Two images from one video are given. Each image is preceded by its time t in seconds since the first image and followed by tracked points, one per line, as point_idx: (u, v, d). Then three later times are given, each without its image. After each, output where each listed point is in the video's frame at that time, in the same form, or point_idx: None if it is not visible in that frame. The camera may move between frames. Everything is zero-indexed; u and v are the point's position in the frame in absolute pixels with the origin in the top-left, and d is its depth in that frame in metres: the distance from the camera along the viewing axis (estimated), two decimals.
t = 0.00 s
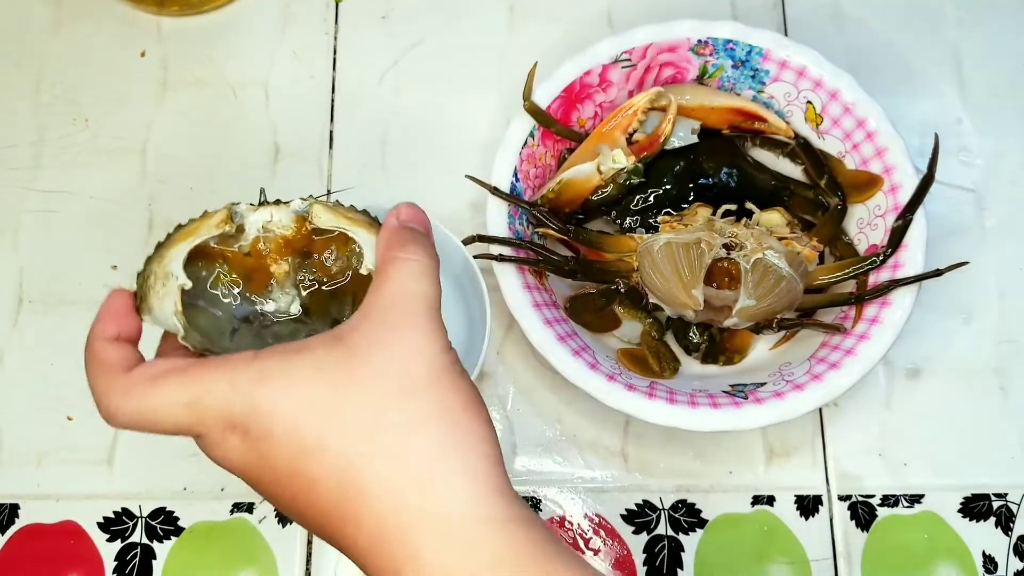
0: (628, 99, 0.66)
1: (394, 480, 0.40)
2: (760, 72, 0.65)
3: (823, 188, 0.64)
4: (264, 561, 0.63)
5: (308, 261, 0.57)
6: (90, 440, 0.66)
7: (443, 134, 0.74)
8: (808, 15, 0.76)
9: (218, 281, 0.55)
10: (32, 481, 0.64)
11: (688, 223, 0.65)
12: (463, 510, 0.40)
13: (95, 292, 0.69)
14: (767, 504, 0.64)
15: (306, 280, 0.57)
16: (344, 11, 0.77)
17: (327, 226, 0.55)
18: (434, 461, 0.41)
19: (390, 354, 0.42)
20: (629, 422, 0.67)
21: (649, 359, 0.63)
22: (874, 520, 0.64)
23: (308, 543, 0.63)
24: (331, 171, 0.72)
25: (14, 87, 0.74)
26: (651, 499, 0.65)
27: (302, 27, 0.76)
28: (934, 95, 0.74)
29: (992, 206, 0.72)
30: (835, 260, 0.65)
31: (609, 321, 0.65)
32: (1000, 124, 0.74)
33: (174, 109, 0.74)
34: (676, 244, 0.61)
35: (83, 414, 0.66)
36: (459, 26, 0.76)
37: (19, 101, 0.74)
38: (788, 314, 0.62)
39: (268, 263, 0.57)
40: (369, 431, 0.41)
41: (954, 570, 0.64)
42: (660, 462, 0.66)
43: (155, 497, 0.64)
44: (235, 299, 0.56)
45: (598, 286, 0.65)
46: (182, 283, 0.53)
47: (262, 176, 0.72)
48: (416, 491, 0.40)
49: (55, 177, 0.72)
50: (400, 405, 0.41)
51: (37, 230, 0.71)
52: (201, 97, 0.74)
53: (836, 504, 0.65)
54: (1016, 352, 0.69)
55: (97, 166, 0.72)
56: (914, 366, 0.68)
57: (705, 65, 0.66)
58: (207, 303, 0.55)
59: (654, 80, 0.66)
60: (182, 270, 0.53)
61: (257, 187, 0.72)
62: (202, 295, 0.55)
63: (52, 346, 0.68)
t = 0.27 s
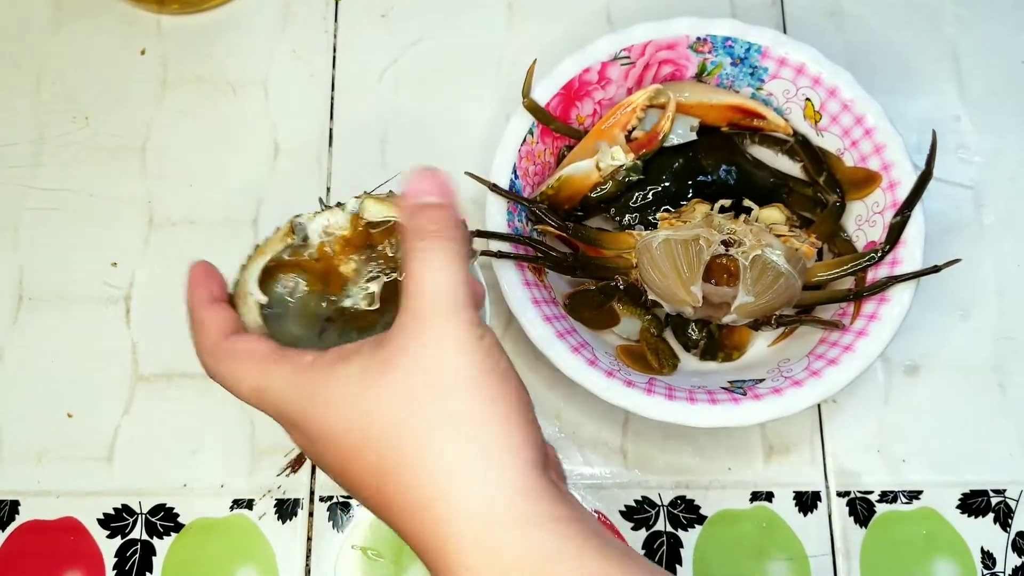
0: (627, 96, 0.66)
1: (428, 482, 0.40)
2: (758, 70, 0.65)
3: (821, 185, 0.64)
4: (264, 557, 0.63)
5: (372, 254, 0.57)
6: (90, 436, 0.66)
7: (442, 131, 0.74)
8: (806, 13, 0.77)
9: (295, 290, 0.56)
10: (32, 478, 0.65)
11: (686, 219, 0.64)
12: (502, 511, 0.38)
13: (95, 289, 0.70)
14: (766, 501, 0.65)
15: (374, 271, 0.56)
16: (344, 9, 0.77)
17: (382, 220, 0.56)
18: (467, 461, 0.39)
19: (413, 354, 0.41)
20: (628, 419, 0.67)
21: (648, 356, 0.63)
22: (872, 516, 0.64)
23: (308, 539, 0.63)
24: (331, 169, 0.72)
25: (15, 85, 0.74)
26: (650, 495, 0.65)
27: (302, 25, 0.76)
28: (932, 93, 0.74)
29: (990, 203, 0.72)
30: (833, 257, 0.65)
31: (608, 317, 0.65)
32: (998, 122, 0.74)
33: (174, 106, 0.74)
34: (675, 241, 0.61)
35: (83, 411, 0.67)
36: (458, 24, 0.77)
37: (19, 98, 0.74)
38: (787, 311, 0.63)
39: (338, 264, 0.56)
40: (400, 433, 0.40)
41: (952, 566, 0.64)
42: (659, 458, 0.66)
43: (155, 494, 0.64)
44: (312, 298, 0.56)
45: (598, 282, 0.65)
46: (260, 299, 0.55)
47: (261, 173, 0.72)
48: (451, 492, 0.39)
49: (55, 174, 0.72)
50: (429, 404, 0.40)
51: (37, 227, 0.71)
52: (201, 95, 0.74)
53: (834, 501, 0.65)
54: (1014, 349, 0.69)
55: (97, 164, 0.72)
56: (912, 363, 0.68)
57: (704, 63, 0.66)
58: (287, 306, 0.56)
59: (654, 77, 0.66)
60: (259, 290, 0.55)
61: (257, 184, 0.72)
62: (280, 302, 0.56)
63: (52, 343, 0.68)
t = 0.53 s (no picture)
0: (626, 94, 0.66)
1: (418, 506, 0.37)
2: (758, 68, 0.65)
3: (820, 183, 0.65)
4: (264, 554, 0.63)
5: (367, 232, 0.55)
6: (90, 434, 0.66)
7: (441, 130, 0.74)
8: (805, 12, 0.77)
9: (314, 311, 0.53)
10: (32, 475, 0.65)
11: (685, 217, 0.64)
12: (502, 509, 0.35)
13: (95, 287, 0.70)
14: (764, 498, 0.65)
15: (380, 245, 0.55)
16: (343, 8, 0.77)
17: (360, 190, 0.55)
18: (446, 469, 0.36)
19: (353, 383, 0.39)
20: (627, 416, 0.67)
21: (647, 353, 0.63)
22: (871, 513, 0.65)
23: (307, 536, 0.63)
24: (331, 167, 0.73)
25: (15, 83, 0.74)
26: (648, 492, 0.65)
27: (301, 23, 0.76)
28: (930, 91, 0.75)
29: (988, 200, 0.72)
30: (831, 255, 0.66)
31: (607, 315, 0.65)
32: (996, 120, 0.74)
33: (174, 105, 0.74)
34: (674, 239, 0.62)
35: (83, 409, 0.67)
36: (457, 23, 0.77)
37: (19, 97, 0.74)
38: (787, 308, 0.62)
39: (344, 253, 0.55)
40: (366, 460, 0.38)
41: (950, 563, 0.64)
42: (657, 456, 0.66)
43: (155, 492, 0.64)
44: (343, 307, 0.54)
45: (597, 279, 0.65)
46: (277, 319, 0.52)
47: (261, 172, 0.72)
48: (445, 509, 0.36)
49: (55, 172, 0.72)
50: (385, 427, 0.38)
51: (37, 226, 0.71)
52: (200, 94, 0.74)
53: (832, 498, 0.65)
54: (1012, 347, 0.69)
55: (96, 162, 0.73)
56: (911, 360, 0.69)
57: (702, 61, 0.66)
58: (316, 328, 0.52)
59: (653, 75, 0.67)
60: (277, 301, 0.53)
61: (257, 183, 0.72)
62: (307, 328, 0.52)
63: (52, 341, 0.68)
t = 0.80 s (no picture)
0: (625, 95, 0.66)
1: (392, 513, 0.38)
2: (756, 68, 0.65)
3: (819, 183, 0.65)
4: (264, 554, 0.63)
5: (339, 207, 0.55)
6: (89, 434, 0.66)
7: (440, 131, 0.74)
8: (803, 13, 0.77)
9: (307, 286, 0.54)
10: (31, 476, 0.65)
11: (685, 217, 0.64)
12: (478, 521, 0.37)
13: (94, 288, 0.70)
14: (763, 498, 0.65)
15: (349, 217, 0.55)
16: (342, 8, 0.77)
17: (326, 165, 0.55)
18: (418, 479, 0.38)
19: (324, 389, 0.39)
20: (626, 416, 0.67)
21: (646, 353, 0.63)
22: (870, 513, 0.65)
23: (307, 536, 0.63)
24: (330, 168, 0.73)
25: (14, 84, 0.74)
26: (648, 492, 0.65)
27: (300, 24, 0.77)
28: (929, 91, 0.75)
29: (987, 200, 0.72)
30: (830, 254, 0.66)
31: (606, 315, 0.65)
32: (994, 120, 0.74)
33: (173, 105, 0.74)
34: (672, 239, 0.62)
35: (82, 409, 0.67)
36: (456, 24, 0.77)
37: (19, 98, 0.74)
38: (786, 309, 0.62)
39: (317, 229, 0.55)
40: (345, 470, 0.39)
41: (950, 562, 0.64)
42: (657, 455, 0.66)
43: (155, 492, 0.64)
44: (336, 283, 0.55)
45: (597, 280, 0.65)
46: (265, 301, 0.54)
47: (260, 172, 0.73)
48: (417, 518, 0.38)
49: (54, 173, 0.72)
50: (358, 437, 0.39)
51: (37, 226, 0.71)
52: (200, 94, 0.75)
53: (832, 497, 0.65)
54: (1011, 346, 0.69)
55: (96, 163, 0.73)
56: (909, 360, 0.69)
57: (701, 61, 0.66)
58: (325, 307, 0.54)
59: (652, 75, 0.66)
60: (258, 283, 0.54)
61: (256, 183, 0.72)
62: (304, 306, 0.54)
63: (52, 341, 0.68)
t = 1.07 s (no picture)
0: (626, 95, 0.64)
1: (378, 549, 0.40)
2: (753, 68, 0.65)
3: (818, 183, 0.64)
4: (262, 557, 0.63)
5: (324, 197, 0.57)
6: (87, 437, 0.66)
7: (439, 132, 0.74)
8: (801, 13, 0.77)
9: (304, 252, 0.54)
10: (29, 479, 0.64)
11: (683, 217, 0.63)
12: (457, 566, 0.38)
13: (92, 290, 0.70)
14: (762, 500, 0.65)
15: (336, 202, 0.57)
16: (340, 10, 0.77)
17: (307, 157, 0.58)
18: (403, 518, 0.39)
19: (309, 423, 0.41)
20: (625, 418, 0.67)
21: (645, 355, 0.63)
22: (869, 514, 0.65)
23: (306, 539, 0.63)
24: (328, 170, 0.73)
25: (11, 86, 0.74)
26: (647, 494, 0.65)
27: (298, 25, 0.77)
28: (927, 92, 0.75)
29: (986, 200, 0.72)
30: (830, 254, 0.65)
31: (604, 317, 0.65)
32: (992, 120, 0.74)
33: (171, 107, 0.74)
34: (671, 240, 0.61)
35: (80, 412, 0.67)
36: (454, 26, 0.77)
37: (16, 100, 0.74)
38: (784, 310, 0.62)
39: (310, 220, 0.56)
40: (333, 502, 0.41)
41: (951, 565, 0.63)
42: (655, 457, 0.66)
43: (153, 494, 0.64)
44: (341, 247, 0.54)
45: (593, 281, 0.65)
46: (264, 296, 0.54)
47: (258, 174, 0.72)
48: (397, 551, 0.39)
49: (52, 175, 0.72)
50: (340, 470, 0.40)
51: (34, 228, 0.71)
52: (197, 96, 0.74)
53: (831, 499, 0.65)
54: (1010, 347, 0.69)
55: (93, 165, 0.73)
56: (909, 361, 0.69)
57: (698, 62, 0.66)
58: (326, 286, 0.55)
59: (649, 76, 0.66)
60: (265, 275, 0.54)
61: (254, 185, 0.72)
62: (312, 276, 0.53)
63: (49, 343, 0.68)
